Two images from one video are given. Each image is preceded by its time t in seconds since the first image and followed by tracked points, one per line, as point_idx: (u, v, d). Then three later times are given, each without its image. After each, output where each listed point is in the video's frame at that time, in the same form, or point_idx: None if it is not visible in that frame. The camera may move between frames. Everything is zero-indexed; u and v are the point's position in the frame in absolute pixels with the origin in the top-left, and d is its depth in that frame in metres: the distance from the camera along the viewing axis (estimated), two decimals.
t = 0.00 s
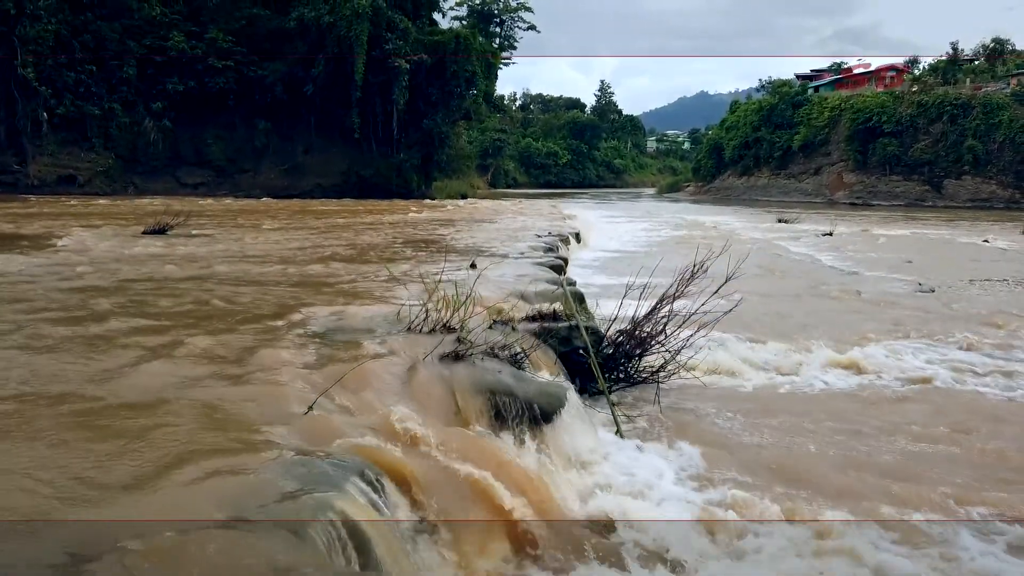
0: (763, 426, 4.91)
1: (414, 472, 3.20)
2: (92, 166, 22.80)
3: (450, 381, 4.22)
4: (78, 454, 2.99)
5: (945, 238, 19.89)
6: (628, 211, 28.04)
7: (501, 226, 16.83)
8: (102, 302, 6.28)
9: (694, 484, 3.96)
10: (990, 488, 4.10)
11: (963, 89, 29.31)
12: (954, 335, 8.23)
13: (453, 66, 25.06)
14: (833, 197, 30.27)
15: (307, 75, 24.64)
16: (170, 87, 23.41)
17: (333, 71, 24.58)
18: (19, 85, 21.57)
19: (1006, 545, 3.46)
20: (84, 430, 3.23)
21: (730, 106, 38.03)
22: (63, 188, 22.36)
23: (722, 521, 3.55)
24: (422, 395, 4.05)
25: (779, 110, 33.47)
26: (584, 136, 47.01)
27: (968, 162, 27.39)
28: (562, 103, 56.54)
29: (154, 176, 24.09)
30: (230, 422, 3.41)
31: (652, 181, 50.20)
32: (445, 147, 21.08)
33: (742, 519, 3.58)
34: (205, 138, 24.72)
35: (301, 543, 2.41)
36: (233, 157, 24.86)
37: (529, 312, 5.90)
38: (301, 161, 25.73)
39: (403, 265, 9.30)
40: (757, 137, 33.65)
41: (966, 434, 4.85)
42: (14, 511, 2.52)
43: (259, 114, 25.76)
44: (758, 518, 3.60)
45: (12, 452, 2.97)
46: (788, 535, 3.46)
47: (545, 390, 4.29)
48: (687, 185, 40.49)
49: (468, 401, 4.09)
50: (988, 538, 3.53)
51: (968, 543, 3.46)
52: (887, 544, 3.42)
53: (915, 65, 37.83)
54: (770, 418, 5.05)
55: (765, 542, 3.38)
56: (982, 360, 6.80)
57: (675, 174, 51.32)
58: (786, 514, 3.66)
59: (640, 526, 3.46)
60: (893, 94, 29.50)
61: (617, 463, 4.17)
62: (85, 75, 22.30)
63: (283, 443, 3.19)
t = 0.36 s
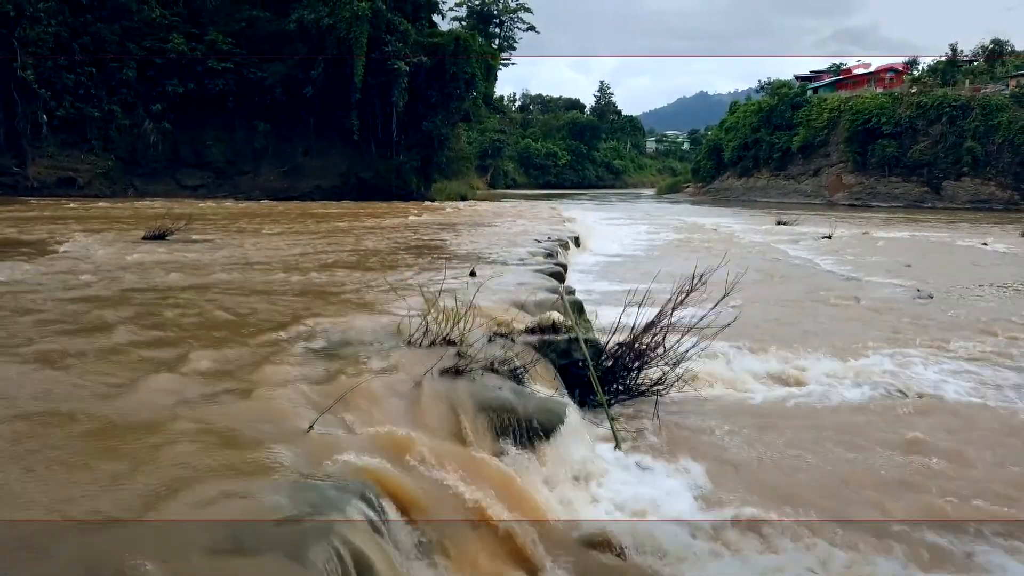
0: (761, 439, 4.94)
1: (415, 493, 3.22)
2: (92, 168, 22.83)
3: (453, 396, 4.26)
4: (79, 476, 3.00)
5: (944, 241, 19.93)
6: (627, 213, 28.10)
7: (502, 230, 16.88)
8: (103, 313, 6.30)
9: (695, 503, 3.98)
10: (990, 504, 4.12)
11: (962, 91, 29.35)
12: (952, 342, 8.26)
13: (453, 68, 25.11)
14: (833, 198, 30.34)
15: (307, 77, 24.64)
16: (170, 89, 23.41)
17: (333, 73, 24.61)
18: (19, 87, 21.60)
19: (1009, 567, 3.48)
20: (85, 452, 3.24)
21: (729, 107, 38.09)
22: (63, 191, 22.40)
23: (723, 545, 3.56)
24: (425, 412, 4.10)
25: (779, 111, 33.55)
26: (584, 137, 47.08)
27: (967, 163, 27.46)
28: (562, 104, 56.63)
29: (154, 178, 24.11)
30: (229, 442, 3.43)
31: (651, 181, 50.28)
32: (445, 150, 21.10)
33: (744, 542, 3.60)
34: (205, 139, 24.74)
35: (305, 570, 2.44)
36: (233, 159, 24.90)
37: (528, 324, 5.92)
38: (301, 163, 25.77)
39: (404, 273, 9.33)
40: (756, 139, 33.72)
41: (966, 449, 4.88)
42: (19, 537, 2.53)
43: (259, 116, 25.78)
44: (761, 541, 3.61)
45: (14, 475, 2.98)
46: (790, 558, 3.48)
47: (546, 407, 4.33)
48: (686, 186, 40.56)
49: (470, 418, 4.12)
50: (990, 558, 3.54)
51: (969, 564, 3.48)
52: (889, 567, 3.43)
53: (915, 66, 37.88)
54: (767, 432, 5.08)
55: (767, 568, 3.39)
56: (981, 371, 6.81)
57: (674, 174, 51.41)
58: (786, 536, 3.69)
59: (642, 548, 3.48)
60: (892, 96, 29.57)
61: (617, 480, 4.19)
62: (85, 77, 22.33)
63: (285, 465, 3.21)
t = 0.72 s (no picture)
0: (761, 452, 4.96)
1: (415, 512, 3.23)
2: (92, 170, 22.86)
3: (453, 412, 4.26)
4: (80, 496, 3.01)
5: (943, 244, 19.99)
6: (626, 215, 28.15)
7: (502, 234, 16.92)
8: (102, 323, 6.31)
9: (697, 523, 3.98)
10: (987, 517, 4.15)
11: (960, 92, 29.44)
12: (950, 350, 8.29)
13: (452, 72, 25.17)
14: (832, 200, 30.40)
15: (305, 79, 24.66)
16: (169, 92, 23.45)
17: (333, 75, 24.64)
18: (19, 89, 21.63)
19: None
20: (85, 471, 3.24)
21: (728, 108, 38.13)
22: (63, 193, 22.43)
23: (727, 566, 3.57)
24: (426, 428, 4.09)
25: (778, 112, 33.62)
26: (583, 137, 47.14)
27: (966, 164, 27.51)
28: (561, 104, 56.71)
29: (153, 180, 24.14)
30: (230, 459, 3.45)
31: (650, 182, 50.34)
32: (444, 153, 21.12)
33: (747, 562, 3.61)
34: (204, 141, 24.78)
35: None
36: (233, 160, 24.94)
37: (528, 335, 5.93)
38: (301, 165, 25.80)
39: (404, 281, 9.36)
40: (756, 140, 33.79)
41: (962, 460, 4.91)
42: (25, 565, 2.54)
43: (258, 118, 25.81)
44: (763, 560, 3.63)
45: (14, 497, 2.98)
46: None
47: (546, 424, 4.33)
48: (686, 187, 40.61)
49: (471, 435, 4.12)
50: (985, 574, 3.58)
51: None
52: None
53: (914, 67, 37.93)
54: (767, 444, 5.10)
55: None
56: (981, 380, 6.83)
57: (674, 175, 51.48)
58: (789, 553, 3.70)
59: (643, 568, 3.50)
60: (891, 97, 29.62)
61: (618, 498, 4.20)
62: (85, 80, 22.36)
63: (286, 485, 3.22)
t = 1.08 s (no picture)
0: (761, 465, 5.00)
1: (419, 533, 3.26)
2: (91, 173, 22.89)
3: (454, 429, 4.30)
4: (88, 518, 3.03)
5: (943, 247, 20.05)
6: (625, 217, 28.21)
7: (501, 238, 16.95)
8: (104, 335, 6.32)
9: (701, 542, 4.02)
10: (987, 532, 4.19)
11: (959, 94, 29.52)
12: (949, 357, 8.34)
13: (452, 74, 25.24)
14: (831, 201, 30.47)
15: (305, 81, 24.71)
16: (169, 94, 23.49)
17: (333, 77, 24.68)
18: (19, 92, 21.65)
19: None
20: (91, 492, 3.27)
21: (727, 109, 38.19)
22: (63, 195, 22.45)
23: None
24: (427, 445, 4.12)
25: (777, 113, 33.68)
26: (583, 138, 47.17)
27: (966, 166, 27.60)
28: (560, 105, 56.78)
29: (153, 183, 24.17)
30: (237, 479, 3.47)
31: (650, 182, 50.40)
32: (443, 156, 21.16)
33: None
34: (204, 143, 24.81)
35: None
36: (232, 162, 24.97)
37: (528, 347, 5.96)
38: (301, 167, 25.83)
39: (404, 289, 9.37)
40: (756, 141, 33.86)
41: (962, 473, 4.95)
42: None
43: (258, 120, 25.85)
44: None
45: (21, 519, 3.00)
46: None
47: (545, 439, 4.38)
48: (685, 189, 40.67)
49: (472, 451, 4.16)
50: None
51: None
52: None
53: (913, 68, 37.99)
54: (767, 457, 5.14)
55: None
56: (978, 390, 6.87)
57: (673, 176, 51.55)
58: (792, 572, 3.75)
59: None
60: (890, 99, 29.69)
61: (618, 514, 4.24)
62: (85, 82, 22.39)
63: (291, 506, 3.25)
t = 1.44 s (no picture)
0: (760, 479, 5.05)
1: (420, 552, 3.30)
2: (91, 175, 22.95)
3: (455, 443, 4.34)
4: (96, 537, 3.07)
5: (942, 250, 20.10)
6: (625, 219, 28.26)
7: (501, 242, 16.99)
8: (107, 346, 6.36)
9: (703, 556, 4.05)
10: (983, 545, 4.24)
11: (958, 95, 29.59)
12: (947, 364, 8.39)
13: (451, 77, 25.30)
14: (830, 203, 30.54)
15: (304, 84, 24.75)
16: (169, 96, 23.54)
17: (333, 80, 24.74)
18: (18, 94, 21.68)
19: None
20: (98, 510, 3.30)
21: (726, 111, 38.26)
22: (62, 198, 22.52)
23: None
24: (428, 460, 4.17)
25: (776, 115, 33.73)
26: (582, 139, 47.21)
27: (965, 167, 27.68)
28: (559, 106, 56.82)
29: (153, 185, 24.25)
30: (242, 497, 3.50)
31: (649, 183, 50.44)
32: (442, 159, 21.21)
33: None
34: (203, 145, 24.86)
35: None
36: (232, 165, 25.01)
37: (528, 359, 6.00)
38: (300, 169, 25.86)
39: (403, 297, 9.41)
40: (755, 142, 33.90)
41: (959, 485, 5.00)
42: None
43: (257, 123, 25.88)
44: None
45: (29, 538, 3.04)
46: None
47: (545, 455, 4.43)
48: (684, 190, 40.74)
49: (472, 466, 4.20)
50: None
51: None
52: None
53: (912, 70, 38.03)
54: (765, 470, 5.19)
55: None
56: (972, 399, 6.95)
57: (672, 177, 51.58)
58: None
59: None
60: (889, 100, 29.74)
61: (617, 529, 4.28)
62: (84, 85, 22.43)
63: (296, 524, 3.28)
